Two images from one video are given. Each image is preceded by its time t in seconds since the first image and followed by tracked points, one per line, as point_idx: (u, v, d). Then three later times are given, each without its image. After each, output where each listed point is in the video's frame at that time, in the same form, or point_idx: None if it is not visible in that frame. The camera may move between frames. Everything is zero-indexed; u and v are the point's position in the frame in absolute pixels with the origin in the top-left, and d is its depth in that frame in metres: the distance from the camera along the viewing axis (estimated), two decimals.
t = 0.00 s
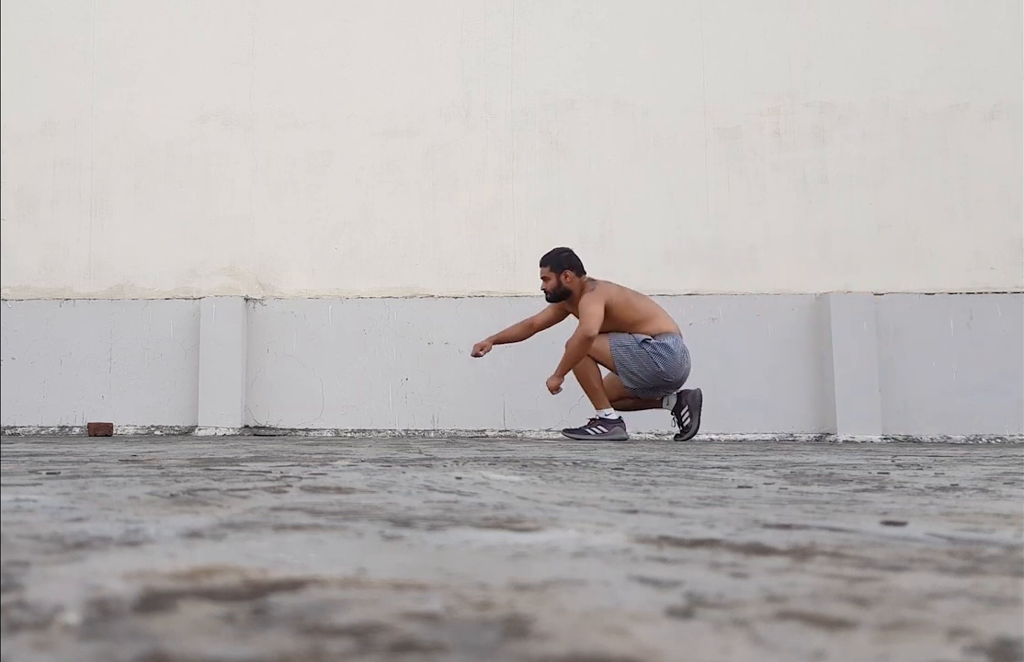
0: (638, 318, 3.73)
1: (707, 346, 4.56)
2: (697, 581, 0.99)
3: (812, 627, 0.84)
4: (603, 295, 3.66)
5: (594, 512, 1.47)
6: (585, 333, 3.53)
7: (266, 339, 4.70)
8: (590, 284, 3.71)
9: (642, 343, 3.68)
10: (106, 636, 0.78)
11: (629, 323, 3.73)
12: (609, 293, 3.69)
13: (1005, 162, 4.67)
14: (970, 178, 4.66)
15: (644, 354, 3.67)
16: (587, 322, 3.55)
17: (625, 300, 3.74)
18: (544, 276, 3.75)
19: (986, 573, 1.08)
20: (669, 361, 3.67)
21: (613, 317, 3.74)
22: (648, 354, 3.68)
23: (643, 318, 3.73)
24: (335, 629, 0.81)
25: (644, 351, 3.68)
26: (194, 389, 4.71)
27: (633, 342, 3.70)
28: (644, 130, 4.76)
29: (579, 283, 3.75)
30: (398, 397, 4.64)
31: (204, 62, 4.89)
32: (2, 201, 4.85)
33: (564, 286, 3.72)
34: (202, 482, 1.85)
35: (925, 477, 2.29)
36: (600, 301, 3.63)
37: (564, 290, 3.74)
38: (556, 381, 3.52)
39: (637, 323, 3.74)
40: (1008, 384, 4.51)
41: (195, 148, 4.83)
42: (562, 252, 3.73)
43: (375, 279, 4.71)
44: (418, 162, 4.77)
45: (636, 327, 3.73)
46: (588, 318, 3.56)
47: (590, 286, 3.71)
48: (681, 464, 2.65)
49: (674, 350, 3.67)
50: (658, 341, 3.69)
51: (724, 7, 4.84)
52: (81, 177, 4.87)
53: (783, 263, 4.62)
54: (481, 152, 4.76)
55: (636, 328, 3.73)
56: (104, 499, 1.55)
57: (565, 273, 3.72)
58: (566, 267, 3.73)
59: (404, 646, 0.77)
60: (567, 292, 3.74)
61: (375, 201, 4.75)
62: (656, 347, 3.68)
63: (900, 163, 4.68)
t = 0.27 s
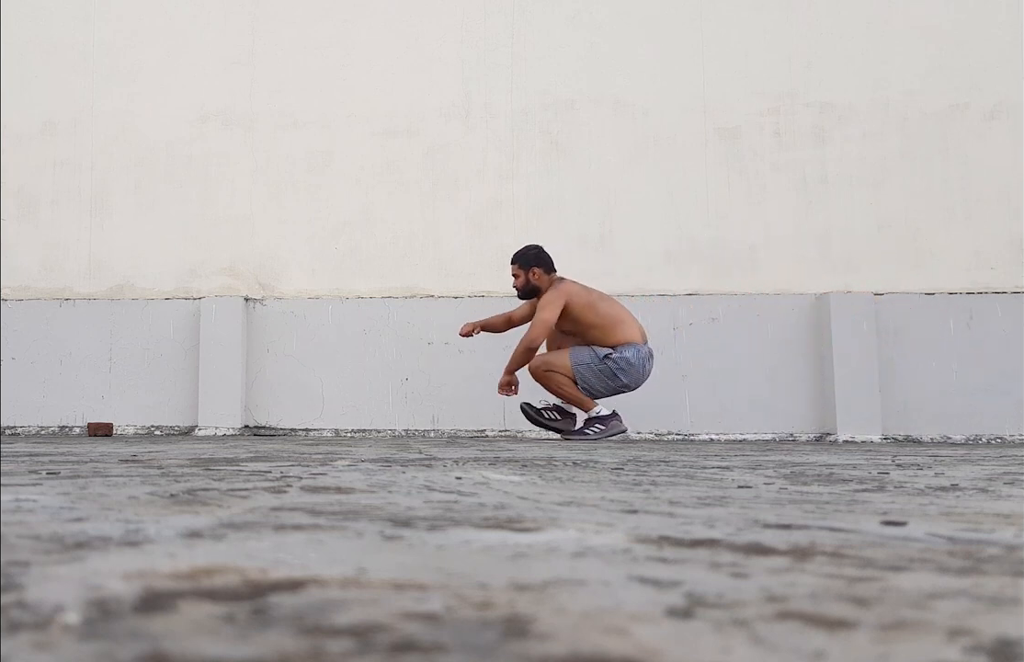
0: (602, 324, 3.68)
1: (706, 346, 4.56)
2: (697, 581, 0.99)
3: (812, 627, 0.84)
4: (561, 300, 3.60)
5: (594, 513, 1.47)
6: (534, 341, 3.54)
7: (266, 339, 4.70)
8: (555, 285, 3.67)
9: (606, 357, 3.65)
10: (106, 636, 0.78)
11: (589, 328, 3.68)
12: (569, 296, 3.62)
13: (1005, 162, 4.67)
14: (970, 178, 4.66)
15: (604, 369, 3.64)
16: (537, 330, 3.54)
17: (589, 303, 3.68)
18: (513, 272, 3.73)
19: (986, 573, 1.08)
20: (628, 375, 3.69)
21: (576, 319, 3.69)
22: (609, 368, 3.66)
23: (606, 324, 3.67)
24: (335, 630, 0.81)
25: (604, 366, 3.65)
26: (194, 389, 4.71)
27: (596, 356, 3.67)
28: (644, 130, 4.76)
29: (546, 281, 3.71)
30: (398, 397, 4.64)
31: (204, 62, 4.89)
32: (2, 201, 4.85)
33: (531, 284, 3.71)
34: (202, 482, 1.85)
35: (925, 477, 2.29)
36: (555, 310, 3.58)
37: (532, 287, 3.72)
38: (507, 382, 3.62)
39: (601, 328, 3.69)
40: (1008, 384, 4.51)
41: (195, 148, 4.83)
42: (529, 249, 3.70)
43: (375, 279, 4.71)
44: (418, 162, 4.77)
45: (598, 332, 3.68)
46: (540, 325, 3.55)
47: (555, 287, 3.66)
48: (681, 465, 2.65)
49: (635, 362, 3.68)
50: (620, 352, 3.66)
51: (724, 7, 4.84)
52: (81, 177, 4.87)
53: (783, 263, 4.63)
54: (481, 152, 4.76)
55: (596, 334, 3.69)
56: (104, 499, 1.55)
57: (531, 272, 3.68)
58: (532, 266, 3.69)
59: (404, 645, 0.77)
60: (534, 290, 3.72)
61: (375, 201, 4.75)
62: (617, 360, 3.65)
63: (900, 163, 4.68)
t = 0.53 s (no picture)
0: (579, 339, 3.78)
1: (706, 346, 4.56)
2: (697, 581, 0.99)
3: (812, 627, 0.84)
4: (540, 316, 3.70)
5: (594, 513, 1.47)
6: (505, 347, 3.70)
7: (266, 339, 4.70)
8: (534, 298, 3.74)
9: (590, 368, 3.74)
10: (106, 636, 0.78)
11: (568, 342, 3.78)
12: (549, 311, 3.72)
13: (1005, 162, 4.68)
14: (970, 178, 4.66)
15: (589, 380, 3.74)
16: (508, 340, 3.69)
17: (568, 317, 3.77)
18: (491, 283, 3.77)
19: (986, 573, 1.08)
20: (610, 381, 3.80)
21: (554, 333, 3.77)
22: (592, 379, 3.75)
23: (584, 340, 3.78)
24: (335, 629, 0.81)
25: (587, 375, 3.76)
26: (194, 389, 4.71)
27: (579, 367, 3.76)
28: (644, 130, 4.76)
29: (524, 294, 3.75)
30: (398, 397, 4.64)
31: (204, 62, 4.89)
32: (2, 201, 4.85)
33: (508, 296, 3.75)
34: (202, 482, 1.85)
35: (925, 477, 2.29)
36: (532, 327, 3.69)
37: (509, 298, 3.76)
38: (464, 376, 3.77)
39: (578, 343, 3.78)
40: (1008, 384, 4.51)
41: (195, 148, 4.83)
42: (508, 261, 3.73)
43: (375, 279, 4.71)
44: (418, 162, 4.77)
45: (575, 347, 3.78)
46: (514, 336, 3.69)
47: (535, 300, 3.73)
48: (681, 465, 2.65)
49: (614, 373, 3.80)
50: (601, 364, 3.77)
51: (724, 7, 4.84)
52: (81, 177, 4.87)
53: (783, 263, 4.63)
54: (481, 152, 4.76)
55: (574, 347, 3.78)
56: (104, 499, 1.55)
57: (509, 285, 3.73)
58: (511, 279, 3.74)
59: (404, 646, 0.77)
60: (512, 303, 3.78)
61: (375, 201, 4.75)
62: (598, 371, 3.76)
63: (900, 163, 4.68)
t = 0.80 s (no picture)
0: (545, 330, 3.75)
1: (706, 346, 4.56)
2: (697, 581, 0.99)
3: (812, 627, 0.84)
4: (504, 306, 3.68)
5: (594, 513, 1.47)
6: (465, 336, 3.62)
7: (266, 339, 4.70)
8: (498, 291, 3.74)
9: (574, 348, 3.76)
10: (106, 636, 0.78)
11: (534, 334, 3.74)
12: (513, 302, 3.71)
13: (1005, 162, 4.68)
14: (970, 178, 4.66)
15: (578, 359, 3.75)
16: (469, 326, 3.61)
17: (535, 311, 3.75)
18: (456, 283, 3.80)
19: (986, 573, 1.08)
20: (592, 367, 3.79)
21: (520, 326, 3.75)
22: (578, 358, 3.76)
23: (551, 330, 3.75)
24: (335, 630, 0.81)
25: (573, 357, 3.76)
26: (194, 389, 4.70)
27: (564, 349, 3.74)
28: (644, 130, 4.76)
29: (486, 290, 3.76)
30: (398, 397, 4.64)
31: (204, 62, 4.89)
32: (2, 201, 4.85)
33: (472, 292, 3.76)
34: (202, 482, 1.85)
35: (926, 477, 2.29)
36: (497, 314, 3.67)
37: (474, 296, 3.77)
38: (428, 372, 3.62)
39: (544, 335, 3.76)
40: (1008, 384, 4.51)
41: (195, 148, 4.83)
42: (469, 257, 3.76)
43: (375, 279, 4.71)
44: (418, 162, 4.77)
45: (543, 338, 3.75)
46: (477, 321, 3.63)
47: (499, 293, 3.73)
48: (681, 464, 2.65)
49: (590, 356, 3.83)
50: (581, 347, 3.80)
51: (725, 7, 4.84)
52: (81, 177, 4.87)
53: (783, 263, 4.63)
54: (481, 152, 4.76)
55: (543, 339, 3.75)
56: (104, 499, 1.55)
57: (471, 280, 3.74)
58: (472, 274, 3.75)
59: (404, 645, 0.77)
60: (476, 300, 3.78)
61: (375, 201, 4.75)
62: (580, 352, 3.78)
63: (900, 163, 4.68)
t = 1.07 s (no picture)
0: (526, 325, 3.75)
1: (706, 346, 4.56)
2: (697, 581, 0.99)
3: (812, 627, 0.84)
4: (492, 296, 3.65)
5: (595, 513, 1.47)
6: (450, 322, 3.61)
7: (266, 339, 4.70)
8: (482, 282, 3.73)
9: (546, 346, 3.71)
10: (106, 636, 0.78)
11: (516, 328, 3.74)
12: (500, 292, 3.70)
13: (1005, 162, 4.67)
14: (970, 178, 4.66)
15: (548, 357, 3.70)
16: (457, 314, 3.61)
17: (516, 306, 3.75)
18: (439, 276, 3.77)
19: (985, 573, 1.08)
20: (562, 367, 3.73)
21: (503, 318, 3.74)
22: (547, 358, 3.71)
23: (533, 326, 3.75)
24: (335, 630, 0.81)
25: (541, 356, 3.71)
26: (194, 389, 4.70)
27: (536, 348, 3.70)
28: (644, 130, 4.76)
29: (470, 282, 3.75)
30: (398, 397, 4.63)
31: (204, 62, 4.89)
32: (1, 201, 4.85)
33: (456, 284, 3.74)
34: (201, 482, 1.85)
35: (925, 477, 2.29)
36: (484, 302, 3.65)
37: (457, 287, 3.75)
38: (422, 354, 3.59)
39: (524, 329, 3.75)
40: (1008, 384, 4.51)
41: (195, 148, 4.83)
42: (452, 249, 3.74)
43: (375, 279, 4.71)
44: (418, 162, 4.77)
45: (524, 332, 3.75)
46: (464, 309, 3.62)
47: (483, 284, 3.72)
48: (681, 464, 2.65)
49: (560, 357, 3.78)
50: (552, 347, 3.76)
51: (725, 7, 4.85)
52: (81, 177, 4.87)
53: (783, 263, 4.62)
54: (481, 152, 4.76)
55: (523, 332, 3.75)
56: (104, 499, 1.55)
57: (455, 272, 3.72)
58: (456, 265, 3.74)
59: (404, 646, 0.77)
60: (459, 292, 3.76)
61: (375, 201, 4.75)
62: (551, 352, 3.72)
63: (900, 163, 4.68)
